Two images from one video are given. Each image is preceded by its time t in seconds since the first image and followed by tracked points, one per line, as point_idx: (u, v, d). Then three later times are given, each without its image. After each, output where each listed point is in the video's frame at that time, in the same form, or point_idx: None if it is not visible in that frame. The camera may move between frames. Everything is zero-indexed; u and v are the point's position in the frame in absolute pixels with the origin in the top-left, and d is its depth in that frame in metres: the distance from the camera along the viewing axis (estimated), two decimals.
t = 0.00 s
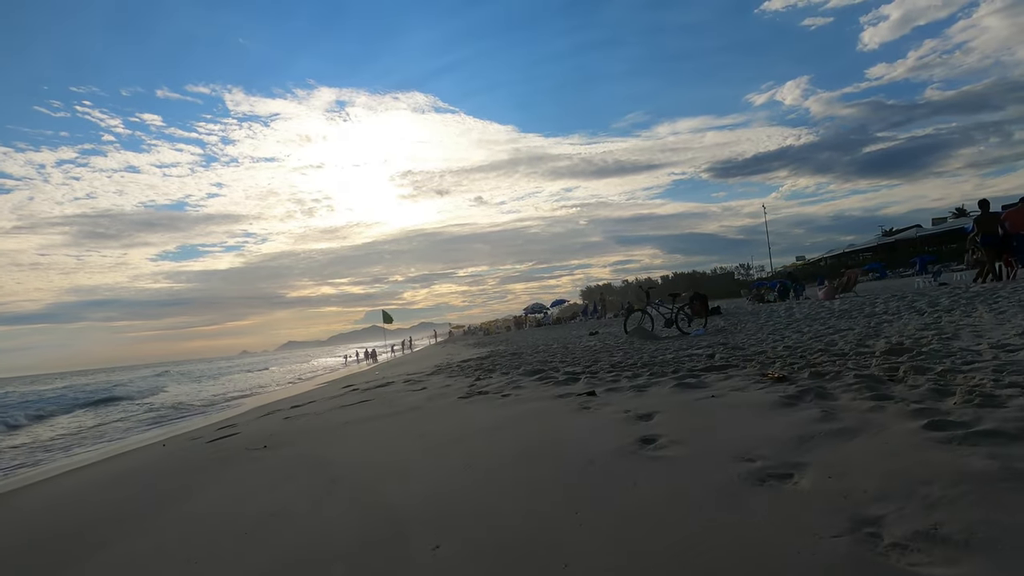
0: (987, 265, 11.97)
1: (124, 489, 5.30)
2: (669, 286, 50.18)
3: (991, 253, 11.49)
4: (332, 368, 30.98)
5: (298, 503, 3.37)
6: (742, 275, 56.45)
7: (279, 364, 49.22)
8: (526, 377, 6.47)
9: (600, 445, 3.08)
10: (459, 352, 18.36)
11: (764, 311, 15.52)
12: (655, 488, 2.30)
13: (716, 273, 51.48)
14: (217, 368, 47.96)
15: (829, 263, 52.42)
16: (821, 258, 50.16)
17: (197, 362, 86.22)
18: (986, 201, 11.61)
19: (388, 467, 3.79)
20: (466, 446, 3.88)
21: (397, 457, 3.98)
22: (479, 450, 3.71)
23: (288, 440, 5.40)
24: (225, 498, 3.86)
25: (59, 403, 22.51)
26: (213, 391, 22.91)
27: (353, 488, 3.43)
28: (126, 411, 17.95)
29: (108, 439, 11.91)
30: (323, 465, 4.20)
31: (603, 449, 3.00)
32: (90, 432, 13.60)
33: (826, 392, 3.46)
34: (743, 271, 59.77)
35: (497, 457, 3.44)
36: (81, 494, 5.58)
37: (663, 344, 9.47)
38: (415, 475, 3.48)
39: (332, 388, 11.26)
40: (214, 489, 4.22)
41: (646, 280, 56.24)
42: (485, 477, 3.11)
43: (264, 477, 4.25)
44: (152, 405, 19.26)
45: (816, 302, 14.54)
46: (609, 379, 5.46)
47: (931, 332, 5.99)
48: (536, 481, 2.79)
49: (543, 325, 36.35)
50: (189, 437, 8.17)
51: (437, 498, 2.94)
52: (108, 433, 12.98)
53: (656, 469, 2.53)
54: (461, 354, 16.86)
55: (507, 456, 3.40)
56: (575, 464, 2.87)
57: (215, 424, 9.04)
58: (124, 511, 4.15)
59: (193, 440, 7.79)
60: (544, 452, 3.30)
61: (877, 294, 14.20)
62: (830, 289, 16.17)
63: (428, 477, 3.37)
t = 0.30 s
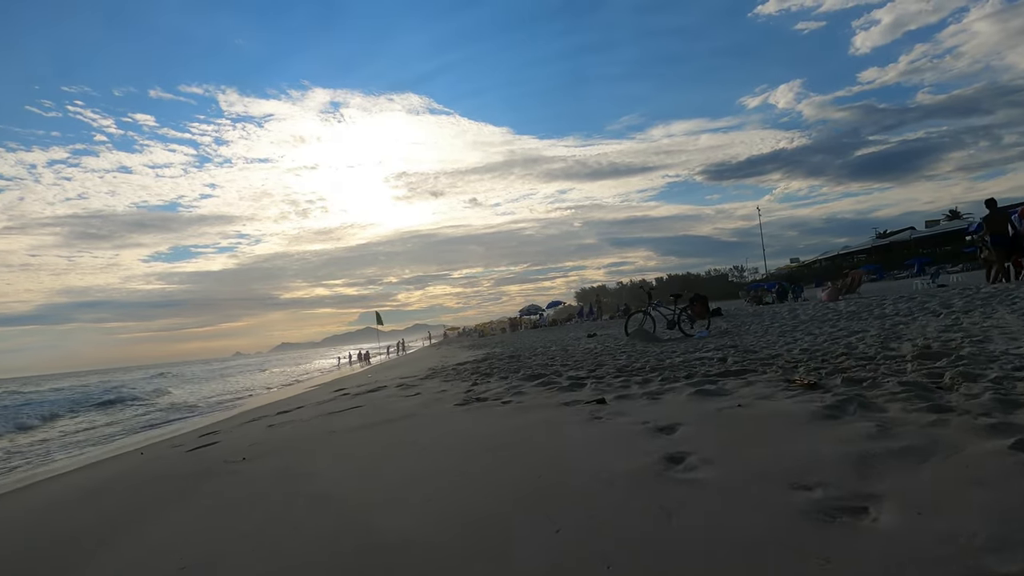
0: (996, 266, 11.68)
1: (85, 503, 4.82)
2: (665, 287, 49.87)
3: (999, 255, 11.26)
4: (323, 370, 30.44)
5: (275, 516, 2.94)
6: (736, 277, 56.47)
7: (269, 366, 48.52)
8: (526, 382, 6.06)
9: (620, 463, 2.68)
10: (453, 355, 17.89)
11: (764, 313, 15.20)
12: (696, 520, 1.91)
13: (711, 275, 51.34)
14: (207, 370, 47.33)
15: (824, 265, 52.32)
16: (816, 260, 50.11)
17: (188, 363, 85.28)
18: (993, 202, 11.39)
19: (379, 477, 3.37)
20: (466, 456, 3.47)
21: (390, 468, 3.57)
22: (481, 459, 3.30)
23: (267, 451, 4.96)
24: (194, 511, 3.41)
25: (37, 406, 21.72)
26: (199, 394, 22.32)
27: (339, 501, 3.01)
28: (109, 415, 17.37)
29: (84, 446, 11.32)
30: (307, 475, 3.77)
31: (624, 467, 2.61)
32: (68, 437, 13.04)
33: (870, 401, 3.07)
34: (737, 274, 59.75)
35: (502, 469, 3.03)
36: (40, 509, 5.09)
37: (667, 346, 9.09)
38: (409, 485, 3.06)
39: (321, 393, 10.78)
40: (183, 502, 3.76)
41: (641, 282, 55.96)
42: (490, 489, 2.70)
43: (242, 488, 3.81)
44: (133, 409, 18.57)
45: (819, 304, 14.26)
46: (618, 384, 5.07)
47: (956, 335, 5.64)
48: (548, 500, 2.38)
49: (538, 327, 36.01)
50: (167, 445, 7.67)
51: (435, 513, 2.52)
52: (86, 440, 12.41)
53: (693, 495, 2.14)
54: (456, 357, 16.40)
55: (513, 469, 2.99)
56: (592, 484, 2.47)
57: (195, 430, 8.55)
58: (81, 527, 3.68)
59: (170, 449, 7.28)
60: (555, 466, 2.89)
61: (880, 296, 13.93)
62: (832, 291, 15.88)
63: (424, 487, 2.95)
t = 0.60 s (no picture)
0: (1008, 266, 11.38)
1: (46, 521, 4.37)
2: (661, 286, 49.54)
3: (1011, 253, 10.96)
4: (316, 370, 29.88)
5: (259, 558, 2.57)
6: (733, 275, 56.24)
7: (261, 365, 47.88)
8: (530, 389, 5.66)
9: (653, 496, 2.29)
10: (448, 356, 17.43)
11: (768, 313, 14.85)
12: None
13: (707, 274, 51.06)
14: (198, 370, 46.63)
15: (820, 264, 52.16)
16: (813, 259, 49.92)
17: (180, 362, 84.40)
18: (1006, 199, 11.09)
19: (376, 504, 3.01)
20: (472, 480, 3.10)
21: (389, 494, 3.20)
22: (490, 486, 2.93)
23: (250, 465, 4.53)
24: (165, 544, 3.03)
25: (18, 407, 21.05)
26: (187, 395, 21.73)
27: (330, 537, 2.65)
28: (92, 416, 16.80)
29: (61, 451, 10.78)
30: (296, 497, 3.41)
31: (661, 500, 2.22)
32: (46, 441, 12.49)
33: (932, 419, 2.69)
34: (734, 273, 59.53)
35: (516, 500, 2.67)
36: None
37: (674, 348, 8.69)
38: (409, 517, 2.69)
39: (312, 396, 10.31)
40: (152, 532, 3.34)
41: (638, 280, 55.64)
42: (502, 529, 2.33)
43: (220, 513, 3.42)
44: (120, 410, 17.99)
45: (824, 303, 13.91)
46: (632, 393, 4.67)
47: (990, 339, 5.28)
48: (572, 545, 2.01)
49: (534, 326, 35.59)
50: (146, 455, 7.20)
51: (444, 558, 2.15)
52: (64, 443, 11.87)
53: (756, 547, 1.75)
54: (452, 357, 15.94)
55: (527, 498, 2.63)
56: (622, 523, 2.10)
57: (177, 437, 8.07)
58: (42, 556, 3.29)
59: (151, 458, 6.84)
60: (577, 496, 2.54)
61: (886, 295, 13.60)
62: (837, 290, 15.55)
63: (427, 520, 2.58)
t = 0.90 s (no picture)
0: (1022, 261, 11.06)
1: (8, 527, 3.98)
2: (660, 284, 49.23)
3: None
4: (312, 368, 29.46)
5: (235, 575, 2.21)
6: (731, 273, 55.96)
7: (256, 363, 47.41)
8: (536, 387, 5.30)
9: (699, 515, 1.94)
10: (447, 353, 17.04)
11: (774, 310, 14.50)
12: None
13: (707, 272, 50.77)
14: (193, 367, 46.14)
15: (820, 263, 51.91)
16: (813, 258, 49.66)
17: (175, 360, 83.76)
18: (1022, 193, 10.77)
19: (373, 511, 2.65)
20: (482, 484, 2.74)
21: (387, 498, 2.85)
22: (502, 494, 2.57)
23: (234, 469, 4.15)
24: (135, 554, 2.70)
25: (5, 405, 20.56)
26: (178, 393, 21.25)
27: (319, 549, 2.31)
28: (80, 414, 16.35)
29: (44, 451, 10.36)
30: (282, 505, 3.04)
31: (710, 521, 1.87)
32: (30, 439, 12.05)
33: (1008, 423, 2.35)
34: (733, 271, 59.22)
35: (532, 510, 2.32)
36: None
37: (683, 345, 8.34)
38: (408, 530, 2.33)
39: (305, 394, 9.92)
40: (120, 542, 2.97)
41: (636, 278, 55.34)
42: (516, 549, 1.96)
43: (202, 518, 3.09)
44: (109, 408, 17.53)
45: (832, 300, 13.58)
46: (648, 392, 4.32)
47: None
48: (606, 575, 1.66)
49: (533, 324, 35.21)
50: (128, 456, 6.80)
51: None
52: (48, 442, 11.44)
53: None
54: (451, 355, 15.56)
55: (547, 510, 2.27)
56: (665, 550, 1.74)
57: (162, 437, 7.66)
58: (3, 562, 2.99)
59: (131, 460, 6.43)
60: (605, 510, 2.18)
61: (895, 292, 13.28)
62: (844, 286, 15.21)
63: (429, 535, 2.23)
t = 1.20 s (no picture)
0: None
1: None
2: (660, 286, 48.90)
3: None
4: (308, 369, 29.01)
5: None
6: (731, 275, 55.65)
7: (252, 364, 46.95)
8: (544, 394, 4.91)
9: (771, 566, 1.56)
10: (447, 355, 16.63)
11: (782, 312, 14.15)
12: None
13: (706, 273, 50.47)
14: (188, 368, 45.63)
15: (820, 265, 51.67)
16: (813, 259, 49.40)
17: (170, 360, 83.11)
18: None
19: (368, 538, 2.27)
20: (498, 503, 2.39)
21: (384, 522, 2.46)
22: (518, 521, 2.18)
23: (213, 484, 3.75)
24: None
25: None
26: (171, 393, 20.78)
27: None
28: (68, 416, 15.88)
29: (27, 454, 9.92)
30: (263, 528, 2.65)
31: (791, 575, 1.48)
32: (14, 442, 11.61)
33: None
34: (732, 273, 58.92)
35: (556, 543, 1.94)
36: None
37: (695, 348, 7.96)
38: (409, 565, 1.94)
39: (299, 398, 9.50)
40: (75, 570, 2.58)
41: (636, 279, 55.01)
42: None
43: (181, 535, 2.75)
44: (99, 408, 17.07)
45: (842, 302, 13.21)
46: (669, 401, 3.95)
47: None
48: None
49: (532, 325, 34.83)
50: (108, 464, 6.38)
51: None
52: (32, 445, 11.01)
53: None
54: (451, 357, 15.15)
55: (576, 541, 1.91)
56: None
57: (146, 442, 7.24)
58: None
59: (110, 469, 6.02)
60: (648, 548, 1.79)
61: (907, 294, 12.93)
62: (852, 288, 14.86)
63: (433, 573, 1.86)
